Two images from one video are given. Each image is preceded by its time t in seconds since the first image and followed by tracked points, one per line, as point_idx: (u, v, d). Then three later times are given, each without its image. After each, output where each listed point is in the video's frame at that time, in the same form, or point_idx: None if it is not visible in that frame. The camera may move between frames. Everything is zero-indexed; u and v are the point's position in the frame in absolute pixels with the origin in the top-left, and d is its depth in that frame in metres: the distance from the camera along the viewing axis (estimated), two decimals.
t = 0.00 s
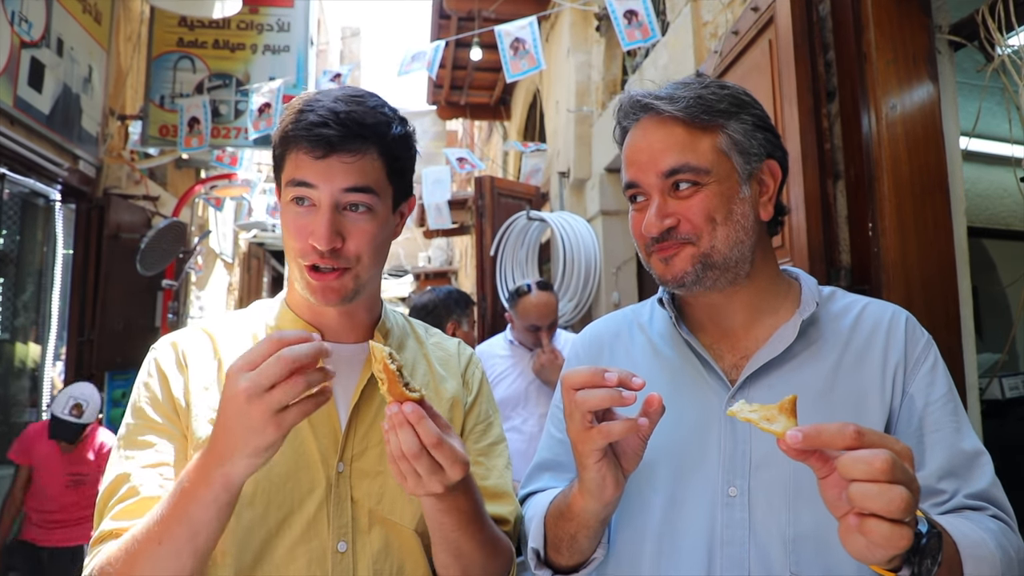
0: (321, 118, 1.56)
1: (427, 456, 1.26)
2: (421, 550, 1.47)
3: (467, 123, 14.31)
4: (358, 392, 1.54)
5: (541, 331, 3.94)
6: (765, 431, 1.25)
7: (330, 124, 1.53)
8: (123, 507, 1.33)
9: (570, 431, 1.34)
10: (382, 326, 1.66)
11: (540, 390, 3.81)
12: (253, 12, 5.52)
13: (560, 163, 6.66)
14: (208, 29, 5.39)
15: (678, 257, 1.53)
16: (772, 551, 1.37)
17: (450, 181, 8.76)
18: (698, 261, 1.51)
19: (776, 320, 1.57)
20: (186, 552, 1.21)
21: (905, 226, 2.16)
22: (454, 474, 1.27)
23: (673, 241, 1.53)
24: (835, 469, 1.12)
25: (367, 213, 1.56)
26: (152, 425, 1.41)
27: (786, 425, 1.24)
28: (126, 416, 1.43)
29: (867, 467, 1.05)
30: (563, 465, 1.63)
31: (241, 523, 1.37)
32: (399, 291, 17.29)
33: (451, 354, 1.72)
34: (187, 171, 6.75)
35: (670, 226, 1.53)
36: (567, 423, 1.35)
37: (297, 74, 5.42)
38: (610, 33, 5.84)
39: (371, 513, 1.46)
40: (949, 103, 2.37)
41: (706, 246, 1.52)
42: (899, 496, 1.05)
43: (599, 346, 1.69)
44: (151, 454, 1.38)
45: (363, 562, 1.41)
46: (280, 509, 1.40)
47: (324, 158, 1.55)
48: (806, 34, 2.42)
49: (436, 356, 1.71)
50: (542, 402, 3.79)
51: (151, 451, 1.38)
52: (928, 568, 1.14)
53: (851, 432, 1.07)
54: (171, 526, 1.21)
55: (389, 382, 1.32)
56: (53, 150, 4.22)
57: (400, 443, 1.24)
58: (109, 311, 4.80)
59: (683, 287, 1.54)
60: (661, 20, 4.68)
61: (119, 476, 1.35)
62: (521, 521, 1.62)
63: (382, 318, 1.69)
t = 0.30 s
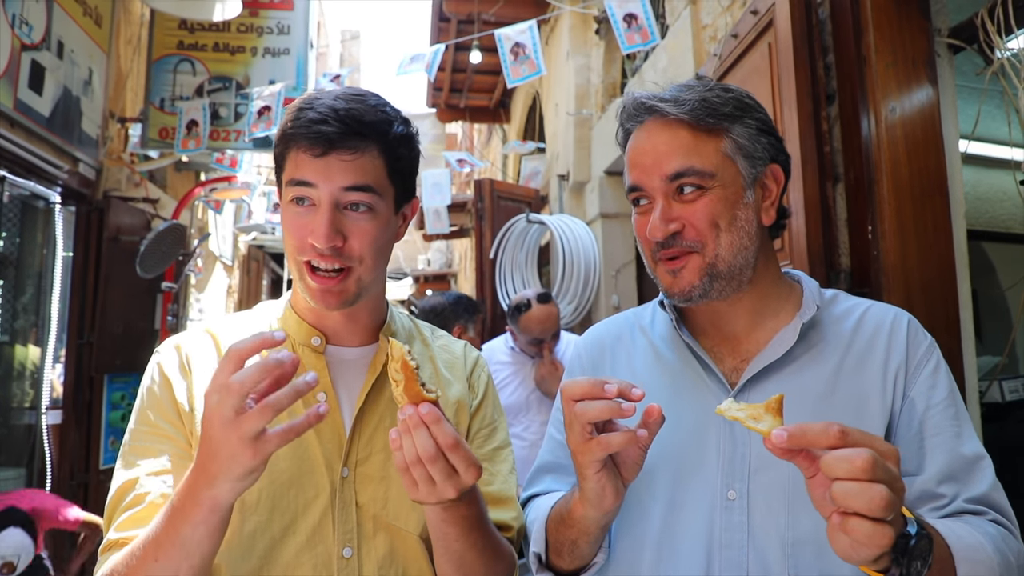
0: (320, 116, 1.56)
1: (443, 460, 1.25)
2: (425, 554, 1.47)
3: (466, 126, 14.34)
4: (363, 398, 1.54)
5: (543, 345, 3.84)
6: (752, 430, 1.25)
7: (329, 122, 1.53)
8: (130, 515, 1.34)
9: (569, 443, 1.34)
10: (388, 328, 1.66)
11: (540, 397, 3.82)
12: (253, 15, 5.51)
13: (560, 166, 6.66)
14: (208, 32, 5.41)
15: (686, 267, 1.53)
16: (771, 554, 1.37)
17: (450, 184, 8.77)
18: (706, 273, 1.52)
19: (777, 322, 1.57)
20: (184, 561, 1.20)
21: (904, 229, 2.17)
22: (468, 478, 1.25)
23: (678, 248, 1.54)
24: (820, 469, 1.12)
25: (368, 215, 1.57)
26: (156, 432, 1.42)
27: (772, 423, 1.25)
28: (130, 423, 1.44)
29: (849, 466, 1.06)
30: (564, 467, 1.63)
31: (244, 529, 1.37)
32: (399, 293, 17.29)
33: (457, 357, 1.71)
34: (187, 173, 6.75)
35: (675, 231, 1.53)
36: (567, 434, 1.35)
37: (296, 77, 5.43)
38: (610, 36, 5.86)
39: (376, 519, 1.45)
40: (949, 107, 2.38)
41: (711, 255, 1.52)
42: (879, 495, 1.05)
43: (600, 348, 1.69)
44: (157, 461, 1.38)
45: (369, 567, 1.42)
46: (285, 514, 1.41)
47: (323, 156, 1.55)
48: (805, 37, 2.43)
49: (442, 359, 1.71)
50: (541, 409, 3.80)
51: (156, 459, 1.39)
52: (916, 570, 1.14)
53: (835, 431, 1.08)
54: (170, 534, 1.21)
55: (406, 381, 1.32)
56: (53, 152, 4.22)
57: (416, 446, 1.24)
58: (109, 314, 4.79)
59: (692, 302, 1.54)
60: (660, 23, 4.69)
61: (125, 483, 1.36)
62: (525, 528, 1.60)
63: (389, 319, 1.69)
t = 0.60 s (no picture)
0: (314, 123, 1.56)
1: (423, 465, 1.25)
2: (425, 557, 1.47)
3: (467, 129, 14.36)
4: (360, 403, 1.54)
5: (543, 347, 3.85)
6: (726, 390, 1.34)
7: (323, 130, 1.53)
8: (129, 519, 1.33)
9: (573, 479, 1.33)
10: (387, 332, 1.67)
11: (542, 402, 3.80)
12: (254, 18, 5.51)
13: (560, 169, 6.66)
14: (209, 35, 5.42)
15: (719, 269, 1.52)
16: (773, 557, 1.38)
17: (450, 186, 8.78)
18: (737, 272, 1.51)
19: (782, 325, 1.58)
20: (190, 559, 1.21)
21: (905, 230, 2.17)
22: (448, 486, 1.26)
23: (714, 254, 1.52)
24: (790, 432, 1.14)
25: (363, 221, 1.56)
26: (157, 437, 1.42)
27: (745, 383, 1.33)
28: (130, 428, 1.44)
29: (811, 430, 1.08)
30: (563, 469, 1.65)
31: (243, 535, 1.37)
32: (399, 296, 17.30)
33: (458, 359, 1.72)
34: (188, 177, 6.77)
35: (711, 238, 1.51)
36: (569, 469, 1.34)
37: (297, 81, 5.43)
38: (610, 39, 5.87)
39: (374, 523, 1.46)
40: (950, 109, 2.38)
41: (745, 257, 1.51)
42: (834, 450, 1.07)
43: (602, 351, 1.69)
44: (155, 466, 1.38)
45: (368, 571, 1.42)
46: (283, 520, 1.41)
47: (317, 163, 1.55)
48: (806, 39, 2.43)
49: (444, 362, 1.71)
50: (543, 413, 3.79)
51: (155, 464, 1.39)
52: (885, 545, 1.16)
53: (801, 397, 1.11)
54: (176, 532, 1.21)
55: (382, 390, 1.31)
56: (54, 156, 4.22)
57: (394, 454, 1.23)
58: (111, 317, 4.80)
59: (723, 299, 1.53)
60: (660, 25, 4.70)
61: (124, 488, 1.36)
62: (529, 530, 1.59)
63: (388, 324, 1.69)
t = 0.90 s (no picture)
0: (342, 122, 1.56)
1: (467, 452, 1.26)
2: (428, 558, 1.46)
3: (470, 131, 14.37)
4: (362, 403, 1.54)
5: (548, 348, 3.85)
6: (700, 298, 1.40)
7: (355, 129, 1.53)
8: (129, 522, 1.34)
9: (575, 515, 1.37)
10: (387, 334, 1.66)
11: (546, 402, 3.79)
12: (257, 22, 5.47)
13: (564, 170, 6.66)
14: (213, 39, 5.39)
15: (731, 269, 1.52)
16: (775, 560, 1.35)
17: (454, 189, 8.78)
18: (750, 272, 1.51)
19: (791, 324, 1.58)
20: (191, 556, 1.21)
21: (910, 228, 2.16)
22: (493, 469, 1.26)
23: (720, 244, 1.52)
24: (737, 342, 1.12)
25: (385, 218, 1.58)
26: (158, 440, 1.42)
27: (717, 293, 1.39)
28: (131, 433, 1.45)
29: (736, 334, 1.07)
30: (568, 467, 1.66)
31: (244, 537, 1.38)
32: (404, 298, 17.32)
33: (458, 360, 1.72)
34: (192, 181, 6.78)
35: (718, 228, 1.51)
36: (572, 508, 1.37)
37: (301, 85, 5.43)
38: (613, 40, 5.86)
39: (377, 525, 1.45)
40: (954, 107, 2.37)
41: (754, 253, 1.52)
42: (743, 347, 1.05)
43: (611, 353, 1.71)
44: (154, 469, 1.39)
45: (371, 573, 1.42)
46: (285, 523, 1.41)
47: (346, 163, 1.55)
48: (809, 38, 2.43)
49: (444, 363, 1.71)
50: (548, 413, 3.77)
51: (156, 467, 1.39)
52: (813, 465, 1.12)
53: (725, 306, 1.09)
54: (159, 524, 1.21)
55: (423, 376, 1.30)
56: (59, 161, 4.23)
57: (440, 440, 1.23)
58: (116, 321, 4.82)
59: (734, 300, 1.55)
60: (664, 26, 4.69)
61: (123, 491, 1.36)
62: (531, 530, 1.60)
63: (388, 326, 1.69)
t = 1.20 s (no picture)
0: (345, 130, 1.56)
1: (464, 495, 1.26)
2: (433, 561, 1.47)
3: (473, 132, 14.39)
4: (368, 403, 1.54)
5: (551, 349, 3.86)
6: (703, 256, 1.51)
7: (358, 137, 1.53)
8: (144, 530, 1.33)
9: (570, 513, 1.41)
10: (389, 338, 1.66)
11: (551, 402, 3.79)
12: (258, 25, 5.52)
13: (566, 171, 6.66)
14: (214, 43, 5.41)
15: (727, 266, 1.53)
16: (760, 560, 1.34)
17: (457, 191, 8.80)
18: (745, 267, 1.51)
19: (794, 322, 1.57)
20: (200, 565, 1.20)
21: (912, 226, 2.16)
22: (488, 511, 1.27)
23: (714, 237, 1.54)
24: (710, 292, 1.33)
25: (384, 225, 1.58)
26: (166, 448, 1.42)
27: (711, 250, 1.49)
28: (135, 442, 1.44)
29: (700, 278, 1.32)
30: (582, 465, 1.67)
31: (253, 542, 1.37)
32: (408, 301, 17.34)
33: (457, 363, 1.72)
34: (195, 185, 6.80)
35: (707, 220, 1.52)
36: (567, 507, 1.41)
37: (302, 88, 5.43)
38: (614, 40, 5.87)
39: (383, 527, 1.45)
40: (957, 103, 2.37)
41: (752, 248, 1.51)
42: (695, 274, 1.30)
43: (625, 354, 1.72)
44: (165, 477, 1.38)
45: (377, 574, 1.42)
46: (292, 527, 1.40)
47: (348, 170, 1.55)
48: (811, 36, 2.42)
49: (443, 366, 1.71)
50: (551, 414, 3.76)
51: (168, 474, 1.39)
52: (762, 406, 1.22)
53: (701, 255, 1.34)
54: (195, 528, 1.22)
55: (416, 424, 1.31)
56: (63, 166, 4.25)
57: (436, 486, 1.24)
58: (120, 325, 4.83)
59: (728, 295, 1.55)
60: (665, 26, 4.69)
61: (135, 500, 1.35)
62: (534, 529, 1.60)
63: (390, 330, 1.69)
